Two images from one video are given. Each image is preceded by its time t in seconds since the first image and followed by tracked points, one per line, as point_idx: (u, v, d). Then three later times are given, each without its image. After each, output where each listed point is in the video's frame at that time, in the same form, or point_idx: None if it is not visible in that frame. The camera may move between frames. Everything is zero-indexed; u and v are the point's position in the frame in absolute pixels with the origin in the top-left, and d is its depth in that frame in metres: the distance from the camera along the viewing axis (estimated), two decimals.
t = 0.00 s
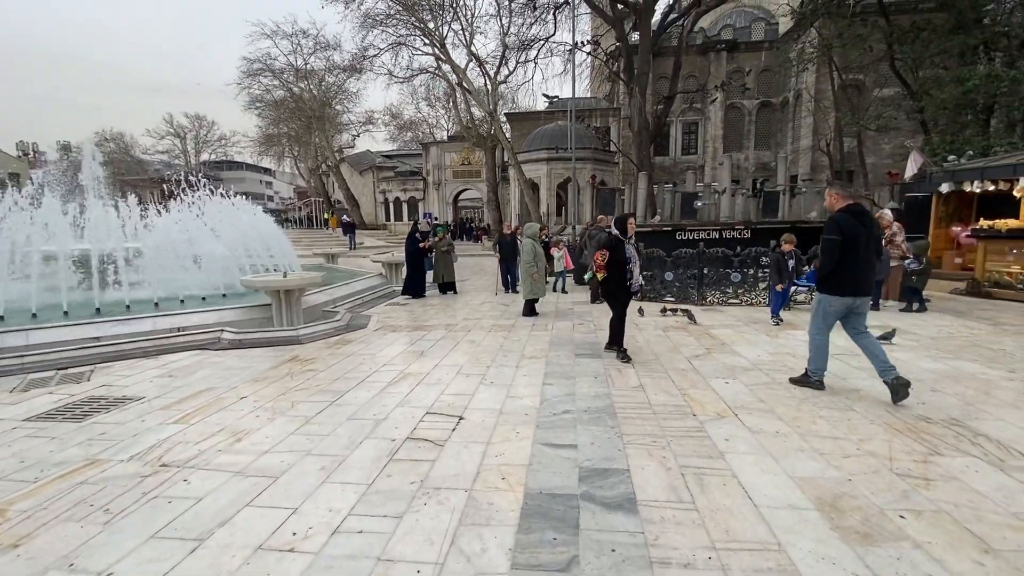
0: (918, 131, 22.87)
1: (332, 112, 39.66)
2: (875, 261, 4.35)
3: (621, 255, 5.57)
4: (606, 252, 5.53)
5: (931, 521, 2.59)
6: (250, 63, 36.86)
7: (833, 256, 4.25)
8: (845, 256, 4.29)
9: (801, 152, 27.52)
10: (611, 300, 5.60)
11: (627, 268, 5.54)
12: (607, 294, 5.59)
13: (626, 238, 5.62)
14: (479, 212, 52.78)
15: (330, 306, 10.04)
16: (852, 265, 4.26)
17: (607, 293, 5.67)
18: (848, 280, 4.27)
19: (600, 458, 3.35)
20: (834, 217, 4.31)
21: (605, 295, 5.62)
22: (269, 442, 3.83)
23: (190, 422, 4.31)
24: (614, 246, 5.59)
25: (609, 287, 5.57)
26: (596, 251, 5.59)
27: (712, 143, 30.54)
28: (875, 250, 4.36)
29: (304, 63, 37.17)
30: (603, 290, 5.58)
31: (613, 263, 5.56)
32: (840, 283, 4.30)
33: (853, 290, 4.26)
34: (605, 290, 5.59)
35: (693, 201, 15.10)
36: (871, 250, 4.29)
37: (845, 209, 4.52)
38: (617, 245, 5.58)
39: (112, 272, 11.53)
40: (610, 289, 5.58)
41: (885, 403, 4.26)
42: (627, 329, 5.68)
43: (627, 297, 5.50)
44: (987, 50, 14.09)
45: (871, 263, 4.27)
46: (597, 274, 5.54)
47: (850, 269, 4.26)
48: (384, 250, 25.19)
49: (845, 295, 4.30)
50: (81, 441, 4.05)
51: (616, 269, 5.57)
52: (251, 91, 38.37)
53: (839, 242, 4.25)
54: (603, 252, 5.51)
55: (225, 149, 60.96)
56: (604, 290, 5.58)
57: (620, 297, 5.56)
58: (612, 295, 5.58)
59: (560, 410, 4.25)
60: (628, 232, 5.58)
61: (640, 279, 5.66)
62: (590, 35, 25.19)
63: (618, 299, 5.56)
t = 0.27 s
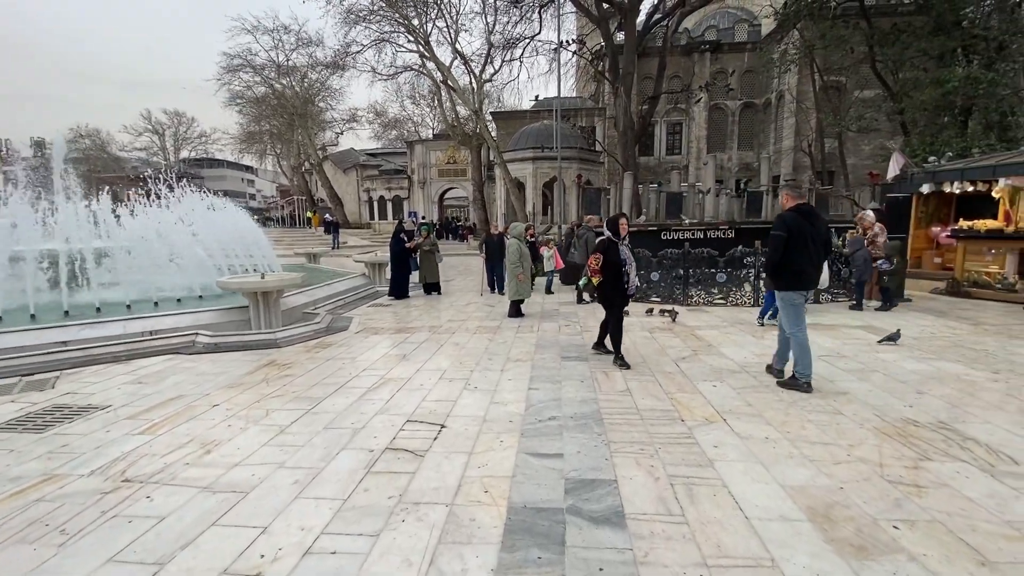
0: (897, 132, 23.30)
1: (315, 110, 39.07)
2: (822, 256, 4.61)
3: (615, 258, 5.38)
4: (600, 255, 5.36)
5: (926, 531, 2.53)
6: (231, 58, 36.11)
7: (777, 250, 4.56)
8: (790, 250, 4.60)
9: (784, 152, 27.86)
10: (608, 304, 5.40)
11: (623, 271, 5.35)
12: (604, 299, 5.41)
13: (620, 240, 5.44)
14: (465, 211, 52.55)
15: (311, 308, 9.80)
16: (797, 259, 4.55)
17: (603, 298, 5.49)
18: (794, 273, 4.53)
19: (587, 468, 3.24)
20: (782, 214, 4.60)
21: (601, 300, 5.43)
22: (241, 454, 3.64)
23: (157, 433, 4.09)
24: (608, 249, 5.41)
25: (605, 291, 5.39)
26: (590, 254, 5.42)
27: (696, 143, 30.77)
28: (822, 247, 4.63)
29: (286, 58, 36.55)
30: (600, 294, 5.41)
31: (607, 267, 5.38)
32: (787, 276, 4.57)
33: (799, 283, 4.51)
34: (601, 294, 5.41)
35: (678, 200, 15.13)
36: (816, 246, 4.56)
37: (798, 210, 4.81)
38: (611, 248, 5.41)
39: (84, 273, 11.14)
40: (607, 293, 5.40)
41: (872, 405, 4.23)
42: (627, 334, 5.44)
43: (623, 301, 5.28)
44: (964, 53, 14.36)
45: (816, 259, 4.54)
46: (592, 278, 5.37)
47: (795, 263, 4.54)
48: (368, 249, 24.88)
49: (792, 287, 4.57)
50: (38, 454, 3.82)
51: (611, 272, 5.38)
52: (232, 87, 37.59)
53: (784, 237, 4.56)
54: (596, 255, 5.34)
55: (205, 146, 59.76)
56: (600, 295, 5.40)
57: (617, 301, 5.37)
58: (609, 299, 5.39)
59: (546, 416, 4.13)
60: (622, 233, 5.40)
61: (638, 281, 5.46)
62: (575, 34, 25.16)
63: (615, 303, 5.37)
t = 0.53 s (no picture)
0: (878, 133, 23.63)
1: (299, 107, 38.51)
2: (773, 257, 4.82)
3: (610, 257, 5.17)
4: (593, 255, 5.14)
5: (921, 538, 2.46)
6: (212, 54, 35.43)
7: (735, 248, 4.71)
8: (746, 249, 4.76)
9: (768, 152, 28.11)
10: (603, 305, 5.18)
11: (618, 270, 5.14)
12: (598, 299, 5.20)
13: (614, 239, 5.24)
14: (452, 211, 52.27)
15: (292, 309, 9.57)
16: (752, 258, 4.72)
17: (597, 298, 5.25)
18: (750, 271, 4.70)
19: (574, 476, 3.12)
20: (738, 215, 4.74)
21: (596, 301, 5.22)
22: (211, 464, 3.46)
23: (123, 442, 3.88)
24: (601, 248, 5.19)
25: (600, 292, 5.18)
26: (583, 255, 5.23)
27: (682, 143, 30.93)
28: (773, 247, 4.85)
29: (269, 55, 35.96)
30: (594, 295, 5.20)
31: (602, 267, 5.17)
32: (742, 274, 4.73)
33: (755, 282, 4.69)
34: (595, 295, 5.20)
35: (664, 200, 15.12)
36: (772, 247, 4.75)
37: (750, 212, 5.01)
38: (604, 247, 5.20)
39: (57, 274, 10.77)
40: (602, 294, 5.19)
41: (862, 406, 4.18)
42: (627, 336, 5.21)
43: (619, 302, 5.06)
44: (944, 55, 14.57)
45: (769, 260, 4.75)
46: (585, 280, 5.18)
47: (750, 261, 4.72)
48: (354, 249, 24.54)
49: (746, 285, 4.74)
50: None
51: (605, 273, 5.17)
52: (213, 83, 36.87)
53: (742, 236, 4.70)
54: (589, 256, 5.14)
55: (186, 144, 58.63)
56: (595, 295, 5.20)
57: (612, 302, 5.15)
58: (605, 300, 5.18)
59: (532, 421, 4.00)
60: (616, 232, 5.19)
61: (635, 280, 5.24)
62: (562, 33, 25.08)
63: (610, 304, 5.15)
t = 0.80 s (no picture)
0: (862, 133, 23.90)
1: (284, 106, 37.97)
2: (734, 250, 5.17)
3: (604, 259, 4.91)
4: (586, 256, 4.92)
5: (914, 546, 2.38)
6: (194, 51, 34.78)
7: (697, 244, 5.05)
8: (708, 245, 5.09)
9: (754, 152, 28.31)
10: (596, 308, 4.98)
11: (613, 272, 4.89)
12: (592, 302, 4.99)
13: (610, 239, 4.97)
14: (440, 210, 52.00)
15: (274, 311, 9.34)
16: (714, 253, 5.06)
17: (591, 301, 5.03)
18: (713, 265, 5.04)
19: (557, 484, 3.00)
20: (699, 212, 5.05)
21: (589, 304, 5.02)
22: (177, 476, 3.28)
23: (85, 453, 3.69)
24: (596, 249, 4.94)
25: (594, 295, 4.96)
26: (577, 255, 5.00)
27: (670, 143, 31.05)
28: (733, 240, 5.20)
29: (253, 52, 35.40)
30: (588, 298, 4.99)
31: (596, 269, 4.93)
32: (706, 268, 5.09)
33: (716, 275, 5.05)
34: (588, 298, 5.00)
35: (652, 199, 15.10)
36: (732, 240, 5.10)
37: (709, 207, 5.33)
38: (599, 248, 4.94)
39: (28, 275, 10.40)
40: (596, 297, 4.97)
41: (851, 406, 4.11)
42: (622, 341, 4.98)
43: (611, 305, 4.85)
44: (926, 56, 14.73)
45: (729, 253, 5.10)
46: (578, 283, 4.96)
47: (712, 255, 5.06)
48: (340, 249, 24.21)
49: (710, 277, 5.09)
50: None
51: (600, 275, 4.93)
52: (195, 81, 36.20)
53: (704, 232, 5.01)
54: (583, 257, 4.91)
55: (169, 142, 57.60)
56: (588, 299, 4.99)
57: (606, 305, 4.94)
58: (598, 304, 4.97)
59: (516, 425, 3.88)
60: (612, 232, 4.92)
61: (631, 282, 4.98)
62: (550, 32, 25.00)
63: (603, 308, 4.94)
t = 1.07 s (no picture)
0: (846, 134, 24.12)
1: (269, 105, 37.44)
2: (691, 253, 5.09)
3: (604, 261, 4.64)
4: (586, 259, 4.68)
5: (908, 562, 2.27)
6: (176, 49, 34.15)
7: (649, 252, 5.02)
8: (663, 251, 5.04)
9: (741, 152, 28.46)
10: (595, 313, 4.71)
11: (613, 275, 4.62)
12: (591, 307, 4.73)
13: (612, 240, 4.68)
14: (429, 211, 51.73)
15: (254, 315, 9.11)
16: (669, 258, 5.02)
17: (591, 305, 4.76)
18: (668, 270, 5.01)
19: (538, 499, 2.85)
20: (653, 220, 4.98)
21: (589, 308, 4.76)
22: (134, 495, 3.08)
23: (39, 470, 3.48)
24: (596, 251, 4.68)
25: (593, 299, 4.71)
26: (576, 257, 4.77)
27: (657, 143, 31.16)
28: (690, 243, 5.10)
29: (237, 50, 34.87)
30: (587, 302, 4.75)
31: (595, 272, 4.68)
32: (663, 274, 5.05)
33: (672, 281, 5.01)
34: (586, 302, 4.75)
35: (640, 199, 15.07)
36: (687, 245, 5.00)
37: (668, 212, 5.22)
38: (599, 250, 4.68)
39: None
40: (595, 301, 4.71)
41: (839, 411, 4.02)
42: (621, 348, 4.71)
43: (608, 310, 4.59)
44: (910, 57, 14.85)
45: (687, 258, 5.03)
46: (577, 286, 4.73)
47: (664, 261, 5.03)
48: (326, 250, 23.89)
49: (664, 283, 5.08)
50: None
51: (600, 278, 4.67)
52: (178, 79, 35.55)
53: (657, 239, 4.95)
54: (582, 259, 4.68)
55: (153, 142, 56.68)
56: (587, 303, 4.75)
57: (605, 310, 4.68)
58: (596, 308, 4.71)
59: (497, 435, 3.73)
60: (613, 232, 4.65)
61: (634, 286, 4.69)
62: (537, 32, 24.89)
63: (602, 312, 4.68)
